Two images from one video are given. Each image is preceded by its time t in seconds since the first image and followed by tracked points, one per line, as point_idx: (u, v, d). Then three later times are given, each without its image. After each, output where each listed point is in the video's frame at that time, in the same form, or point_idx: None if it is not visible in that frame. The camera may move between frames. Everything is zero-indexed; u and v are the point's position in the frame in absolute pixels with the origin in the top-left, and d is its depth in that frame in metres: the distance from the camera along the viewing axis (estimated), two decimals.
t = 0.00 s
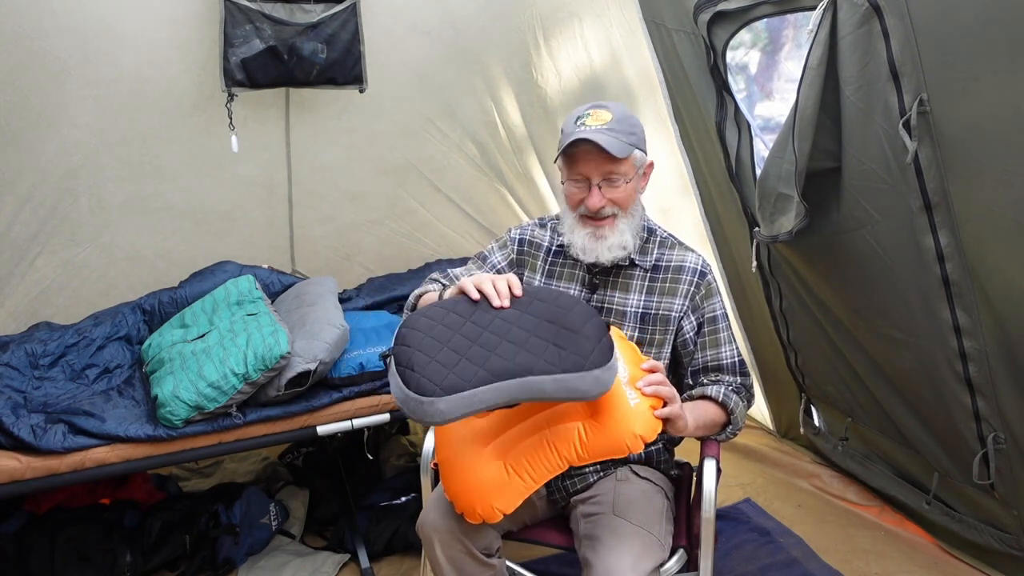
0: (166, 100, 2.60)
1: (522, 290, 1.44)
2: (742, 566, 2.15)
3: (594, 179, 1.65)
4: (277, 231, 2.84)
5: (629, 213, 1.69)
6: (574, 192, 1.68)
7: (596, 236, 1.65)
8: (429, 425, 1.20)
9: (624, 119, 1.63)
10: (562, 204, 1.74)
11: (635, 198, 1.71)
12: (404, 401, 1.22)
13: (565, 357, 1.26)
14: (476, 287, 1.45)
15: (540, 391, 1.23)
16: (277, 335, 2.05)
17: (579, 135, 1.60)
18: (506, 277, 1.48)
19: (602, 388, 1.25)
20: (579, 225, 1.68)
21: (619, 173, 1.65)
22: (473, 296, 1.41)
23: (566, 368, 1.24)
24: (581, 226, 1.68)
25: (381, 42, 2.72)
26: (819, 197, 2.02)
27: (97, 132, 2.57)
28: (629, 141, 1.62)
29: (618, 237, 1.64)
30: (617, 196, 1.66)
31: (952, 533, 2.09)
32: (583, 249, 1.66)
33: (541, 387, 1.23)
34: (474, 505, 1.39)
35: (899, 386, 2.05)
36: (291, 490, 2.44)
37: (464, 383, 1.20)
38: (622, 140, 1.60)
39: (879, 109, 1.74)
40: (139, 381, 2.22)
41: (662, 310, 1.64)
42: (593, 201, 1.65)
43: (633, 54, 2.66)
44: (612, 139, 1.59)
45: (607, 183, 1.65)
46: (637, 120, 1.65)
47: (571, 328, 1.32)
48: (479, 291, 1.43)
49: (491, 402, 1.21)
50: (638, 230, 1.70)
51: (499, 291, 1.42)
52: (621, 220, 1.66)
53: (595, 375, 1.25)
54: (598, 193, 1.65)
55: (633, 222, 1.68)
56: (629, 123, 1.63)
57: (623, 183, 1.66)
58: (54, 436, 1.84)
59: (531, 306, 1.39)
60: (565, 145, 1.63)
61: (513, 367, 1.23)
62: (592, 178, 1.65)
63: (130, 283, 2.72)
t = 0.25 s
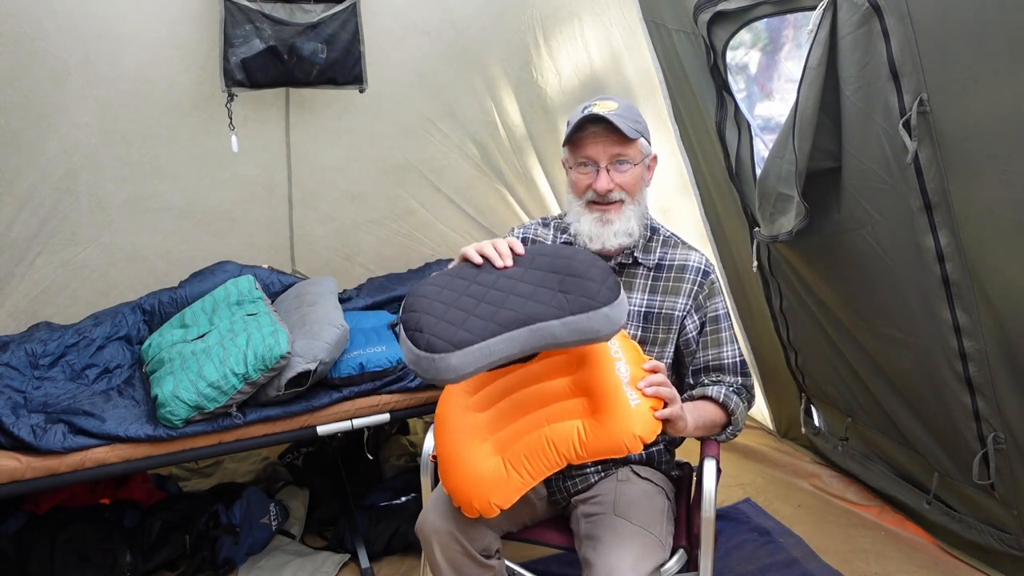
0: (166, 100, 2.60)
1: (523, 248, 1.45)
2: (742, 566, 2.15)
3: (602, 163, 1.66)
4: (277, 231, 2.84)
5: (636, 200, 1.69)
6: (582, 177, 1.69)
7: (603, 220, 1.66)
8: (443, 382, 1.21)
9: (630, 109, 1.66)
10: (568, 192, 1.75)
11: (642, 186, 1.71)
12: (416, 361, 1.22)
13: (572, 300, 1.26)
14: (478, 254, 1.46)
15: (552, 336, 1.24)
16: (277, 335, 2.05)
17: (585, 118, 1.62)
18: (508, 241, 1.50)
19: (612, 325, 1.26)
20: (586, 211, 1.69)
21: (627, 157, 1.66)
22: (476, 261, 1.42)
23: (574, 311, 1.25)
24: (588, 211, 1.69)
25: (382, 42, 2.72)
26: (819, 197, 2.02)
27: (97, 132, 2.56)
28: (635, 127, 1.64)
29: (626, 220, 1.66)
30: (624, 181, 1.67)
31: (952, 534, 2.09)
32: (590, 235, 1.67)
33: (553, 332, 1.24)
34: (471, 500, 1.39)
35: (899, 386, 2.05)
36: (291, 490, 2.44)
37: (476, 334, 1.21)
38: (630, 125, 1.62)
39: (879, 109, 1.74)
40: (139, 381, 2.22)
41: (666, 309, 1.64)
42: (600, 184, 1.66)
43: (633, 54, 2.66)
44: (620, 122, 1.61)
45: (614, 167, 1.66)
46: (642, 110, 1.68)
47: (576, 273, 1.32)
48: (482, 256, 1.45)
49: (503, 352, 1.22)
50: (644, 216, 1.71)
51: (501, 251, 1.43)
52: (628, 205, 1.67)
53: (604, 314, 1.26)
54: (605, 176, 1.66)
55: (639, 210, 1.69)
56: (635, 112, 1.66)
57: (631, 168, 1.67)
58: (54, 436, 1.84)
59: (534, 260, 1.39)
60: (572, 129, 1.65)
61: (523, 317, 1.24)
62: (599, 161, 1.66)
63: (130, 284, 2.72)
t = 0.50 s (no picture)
0: (166, 100, 2.60)
1: (524, 250, 1.45)
2: (742, 566, 2.15)
3: (600, 162, 1.66)
4: (277, 232, 2.84)
5: (634, 201, 1.69)
6: (581, 177, 1.70)
7: (602, 220, 1.66)
8: (431, 381, 1.21)
9: (629, 109, 1.66)
10: (568, 192, 1.76)
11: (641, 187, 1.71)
12: (405, 359, 1.23)
13: (566, 304, 1.26)
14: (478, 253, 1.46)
15: (542, 340, 1.24)
16: (277, 335, 2.05)
17: (584, 117, 1.63)
18: (508, 241, 1.50)
19: (604, 332, 1.26)
20: (584, 211, 1.69)
21: (625, 157, 1.66)
22: (475, 260, 1.42)
23: (567, 316, 1.25)
24: (587, 212, 1.69)
25: (381, 42, 2.72)
26: (819, 197, 2.02)
27: (97, 132, 2.56)
28: (634, 127, 1.64)
29: (624, 221, 1.66)
30: (622, 181, 1.67)
31: (952, 534, 2.09)
32: (589, 235, 1.67)
33: (543, 336, 1.24)
34: (472, 500, 1.39)
35: (899, 385, 2.05)
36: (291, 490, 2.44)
37: (466, 334, 1.21)
38: (628, 125, 1.62)
39: (879, 109, 1.74)
40: (139, 382, 2.22)
41: (665, 309, 1.64)
42: (598, 184, 1.66)
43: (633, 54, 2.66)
44: (618, 122, 1.61)
45: (612, 167, 1.66)
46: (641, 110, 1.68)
47: (572, 277, 1.32)
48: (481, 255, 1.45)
49: (492, 354, 1.22)
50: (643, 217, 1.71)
51: (500, 252, 1.43)
52: (626, 206, 1.67)
53: (596, 319, 1.26)
54: (603, 176, 1.67)
55: (637, 211, 1.69)
56: (634, 112, 1.66)
57: (629, 169, 1.67)
58: (54, 436, 1.84)
59: (533, 263, 1.39)
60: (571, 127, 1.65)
61: (514, 318, 1.24)
62: (597, 161, 1.66)
63: (130, 284, 2.72)
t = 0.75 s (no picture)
0: (166, 100, 2.60)
1: (522, 255, 1.44)
2: (742, 566, 2.15)
3: (597, 165, 1.67)
4: (277, 232, 2.84)
5: (632, 204, 1.69)
6: (579, 179, 1.70)
7: (601, 223, 1.66)
8: (428, 392, 1.23)
9: (626, 111, 1.66)
10: (566, 195, 1.76)
11: (639, 190, 1.71)
12: (402, 369, 1.25)
13: (562, 314, 1.26)
14: (477, 259, 1.47)
15: (539, 351, 1.24)
16: (277, 335, 2.05)
17: (581, 120, 1.63)
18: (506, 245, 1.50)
19: (601, 342, 1.25)
20: (583, 214, 1.69)
21: (622, 160, 1.66)
22: (473, 266, 1.43)
23: (563, 326, 1.25)
24: (586, 215, 1.69)
25: (381, 42, 2.72)
26: (819, 197, 2.02)
27: (97, 132, 2.56)
28: (631, 129, 1.64)
29: (622, 224, 1.65)
30: (619, 184, 1.67)
31: (952, 534, 2.09)
32: (588, 238, 1.67)
33: (539, 348, 1.24)
34: (473, 501, 1.39)
35: (898, 385, 2.05)
36: (291, 490, 2.44)
37: (462, 346, 1.23)
38: (625, 127, 1.63)
39: (879, 109, 1.74)
40: (139, 382, 2.22)
41: (665, 309, 1.64)
42: (595, 186, 1.66)
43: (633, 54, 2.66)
44: (615, 123, 1.61)
45: (610, 169, 1.66)
46: (637, 112, 1.68)
47: (568, 286, 1.31)
48: (479, 261, 1.46)
49: (487, 366, 1.22)
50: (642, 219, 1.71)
51: (498, 257, 1.43)
52: (625, 208, 1.67)
53: (592, 329, 1.25)
54: (601, 178, 1.67)
55: (635, 213, 1.68)
56: (631, 114, 1.66)
57: (626, 171, 1.67)
58: (54, 436, 1.84)
59: (530, 269, 1.39)
60: (568, 130, 1.65)
61: (510, 329, 1.25)
62: (595, 163, 1.67)
63: (130, 284, 2.72)
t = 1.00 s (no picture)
0: (166, 100, 2.60)
1: (521, 245, 1.44)
2: (742, 566, 2.15)
3: (597, 165, 1.67)
4: (277, 232, 2.84)
5: (632, 204, 1.69)
6: (579, 180, 1.70)
7: (601, 223, 1.66)
8: (427, 371, 1.23)
9: (626, 110, 1.66)
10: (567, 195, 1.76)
11: (639, 189, 1.71)
12: (401, 349, 1.24)
13: (561, 294, 1.26)
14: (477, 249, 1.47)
15: (538, 330, 1.24)
16: (277, 335, 2.05)
17: (582, 120, 1.63)
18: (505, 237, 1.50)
19: (601, 321, 1.26)
20: (584, 214, 1.69)
21: (622, 160, 1.66)
22: (471, 255, 1.43)
23: (562, 305, 1.25)
24: (586, 215, 1.69)
25: (381, 42, 2.72)
26: (819, 197, 2.01)
27: (97, 132, 2.56)
28: (632, 129, 1.64)
29: (622, 225, 1.66)
30: (620, 184, 1.67)
31: (952, 534, 2.09)
32: (588, 238, 1.67)
33: (539, 327, 1.24)
34: (473, 502, 1.39)
35: (898, 385, 2.05)
36: (291, 490, 2.44)
37: (461, 325, 1.23)
38: (626, 126, 1.63)
39: (879, 109, 1.74)
40: (139, 381, 2.22)
41: (665, 309, 1.64)
42: (596, 186, 1.66)
43: (633, 54, 2.66)
44: (615, 123, 1.61)
45: (610, 169, 1.66)
46: (638, 111, 1.68)
47: (568, 270, 1.32)
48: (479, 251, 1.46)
49: (487, 345, 1.23)
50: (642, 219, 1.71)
51: (498, 246, 1.43)
52: (625, 209, 1.67)
53: (591, 309, 1.25)
54: (601, 178, 1.67)
55: (636, 214, 1.68)
56: (631, 113, 1.66)
57: (626, 171, 1.67)
58: (54, 436, 1.84)
59: (530, 257, 1.39)
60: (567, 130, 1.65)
61: (510, 309, 1.25)
62: (595, 164, 1.67)
63: (130, 284, 2.72)
